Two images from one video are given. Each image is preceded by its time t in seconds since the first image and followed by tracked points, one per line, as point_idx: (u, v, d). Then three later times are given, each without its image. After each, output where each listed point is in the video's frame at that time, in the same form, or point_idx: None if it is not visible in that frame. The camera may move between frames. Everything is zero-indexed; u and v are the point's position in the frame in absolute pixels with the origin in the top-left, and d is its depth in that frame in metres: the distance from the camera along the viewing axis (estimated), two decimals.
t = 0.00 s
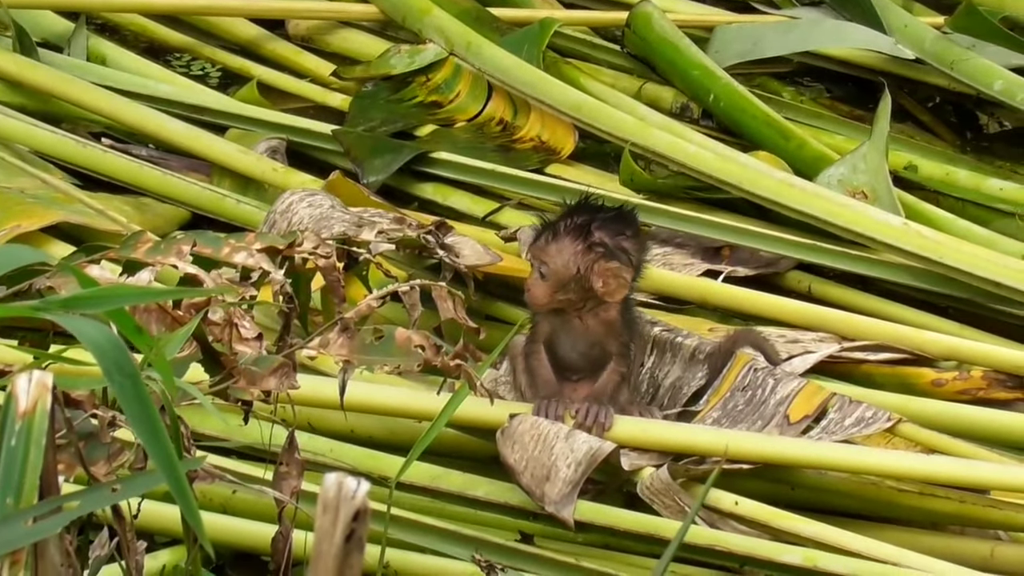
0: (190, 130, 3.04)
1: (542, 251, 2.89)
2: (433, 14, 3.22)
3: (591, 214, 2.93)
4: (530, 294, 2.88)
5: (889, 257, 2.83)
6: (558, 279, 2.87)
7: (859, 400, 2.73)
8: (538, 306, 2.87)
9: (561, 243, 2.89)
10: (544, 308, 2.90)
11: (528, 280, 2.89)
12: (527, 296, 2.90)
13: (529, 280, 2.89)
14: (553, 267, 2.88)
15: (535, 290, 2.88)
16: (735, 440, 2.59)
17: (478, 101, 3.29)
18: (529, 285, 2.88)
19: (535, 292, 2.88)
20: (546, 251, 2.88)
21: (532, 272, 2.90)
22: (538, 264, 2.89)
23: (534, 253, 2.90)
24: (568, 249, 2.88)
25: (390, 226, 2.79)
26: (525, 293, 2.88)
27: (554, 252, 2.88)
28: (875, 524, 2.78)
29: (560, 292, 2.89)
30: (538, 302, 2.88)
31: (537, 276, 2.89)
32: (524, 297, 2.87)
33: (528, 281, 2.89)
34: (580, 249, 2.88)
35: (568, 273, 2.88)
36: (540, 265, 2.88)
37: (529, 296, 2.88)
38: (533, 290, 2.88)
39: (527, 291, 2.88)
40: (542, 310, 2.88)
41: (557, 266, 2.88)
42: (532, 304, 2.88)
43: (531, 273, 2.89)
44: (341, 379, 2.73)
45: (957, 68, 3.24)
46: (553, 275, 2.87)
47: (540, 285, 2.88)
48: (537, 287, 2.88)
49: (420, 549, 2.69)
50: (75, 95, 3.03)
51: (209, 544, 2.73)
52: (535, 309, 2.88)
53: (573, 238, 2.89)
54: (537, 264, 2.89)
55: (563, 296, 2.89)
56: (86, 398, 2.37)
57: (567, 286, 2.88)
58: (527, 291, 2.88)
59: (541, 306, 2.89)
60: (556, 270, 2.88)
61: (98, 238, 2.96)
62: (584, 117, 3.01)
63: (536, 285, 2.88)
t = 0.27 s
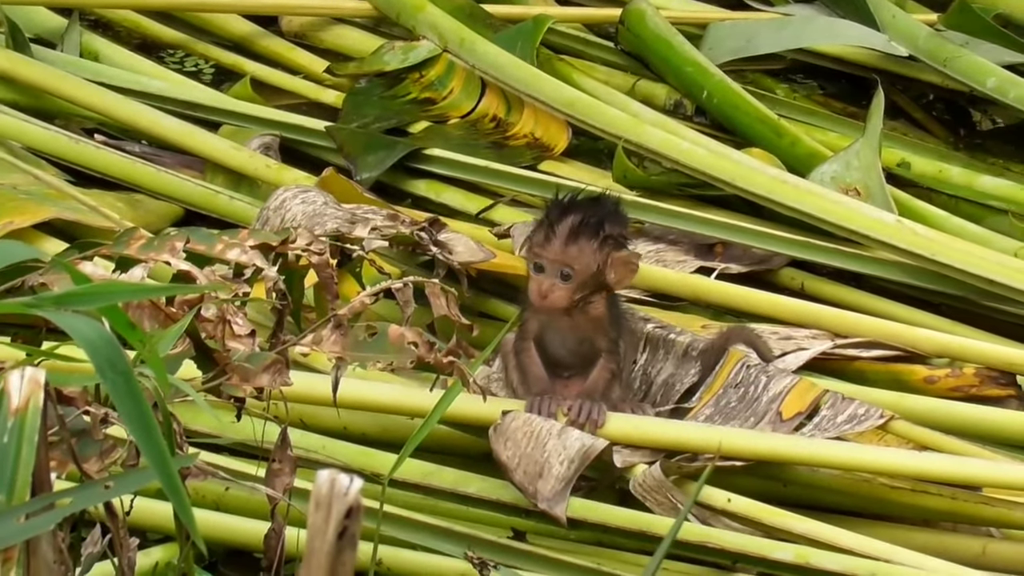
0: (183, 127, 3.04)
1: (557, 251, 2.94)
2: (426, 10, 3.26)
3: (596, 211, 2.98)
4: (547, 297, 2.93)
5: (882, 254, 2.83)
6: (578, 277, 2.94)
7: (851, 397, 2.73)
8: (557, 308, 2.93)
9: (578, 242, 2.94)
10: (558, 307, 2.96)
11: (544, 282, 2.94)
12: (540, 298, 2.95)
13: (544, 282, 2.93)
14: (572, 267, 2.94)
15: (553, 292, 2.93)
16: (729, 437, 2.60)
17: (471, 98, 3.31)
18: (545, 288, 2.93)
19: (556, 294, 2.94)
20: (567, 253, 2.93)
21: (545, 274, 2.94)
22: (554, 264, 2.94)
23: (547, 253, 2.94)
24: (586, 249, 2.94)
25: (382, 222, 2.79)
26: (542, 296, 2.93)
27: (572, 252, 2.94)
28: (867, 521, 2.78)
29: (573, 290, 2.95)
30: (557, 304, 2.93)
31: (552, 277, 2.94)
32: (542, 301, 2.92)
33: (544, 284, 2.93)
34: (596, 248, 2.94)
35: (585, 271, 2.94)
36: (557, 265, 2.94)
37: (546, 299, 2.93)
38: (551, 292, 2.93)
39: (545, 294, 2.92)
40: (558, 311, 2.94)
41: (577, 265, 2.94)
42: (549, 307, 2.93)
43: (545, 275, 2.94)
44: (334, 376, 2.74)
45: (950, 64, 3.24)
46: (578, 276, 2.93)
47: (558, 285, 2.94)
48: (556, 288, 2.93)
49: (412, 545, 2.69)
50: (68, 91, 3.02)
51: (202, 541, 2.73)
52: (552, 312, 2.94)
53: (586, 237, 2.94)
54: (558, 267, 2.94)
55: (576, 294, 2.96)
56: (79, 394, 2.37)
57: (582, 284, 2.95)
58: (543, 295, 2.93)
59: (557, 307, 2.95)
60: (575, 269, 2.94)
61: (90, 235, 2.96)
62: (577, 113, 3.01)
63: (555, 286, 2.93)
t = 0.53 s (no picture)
0: (178, 125, 3.03)
1: (565, 246, 2.96)
2: (420, 9, 3.25)
3: (597, 208, 2.98)
4: (559, 294, 2.95)
5: (877, 253, 2.83)
6: (587, 272, 2.97)
7: (846, 396, 2.73)
8: (567, 304, 2.96)
9: (585, 238, 2.96)
10: (564, 305, 2.99)
11: (553, 278, 2.96)
12: (550, 295, 2.96)
13: (553, 278, 2.95)
14: (581, 261, 2.97)
15: (564, 287, 2.96)
16: (724, 435, 2.61)
17: (466, 97, 3.31)
18: (556, 283, 2.95)
19: (566, 290, 2.96)
20: (577, 249, 2.97)
21: (553, 269, 2.96)
22: (562, 258, 2.97)
23: (555, 248, 2.96)
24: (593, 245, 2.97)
25: (377, 221, 2.79)
26: (552, 293, 2.95)
27: (580, 246, 2.96)
28: (862, 519, 2.78)
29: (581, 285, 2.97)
30: (568, 299, 2.96)
31: (561, 272, 2.96)
32: (554, 297, 2.94)
33: (554, 280, 2.95)
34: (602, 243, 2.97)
35: (593, 265, 2.97)
36: (565, 258, 2.97)
37: (556, 296, 2.95)
38: (562, 288, 2.95)
39: (556, 291, 2.94)
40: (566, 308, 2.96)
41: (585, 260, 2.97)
42: (558, 304, 2.95)
43: (554, 271, 2.96)
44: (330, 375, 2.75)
45: (945, 63, 3.24)
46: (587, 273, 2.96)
47: (567, 281, 2.96)
48: (566, 284, 2.96)
49: (407, 544, 2.69)
50: (63, 90, 3.02)
51: (198, 539, 2.73)
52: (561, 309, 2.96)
53: (592, 232, 2.96)
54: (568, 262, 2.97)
55: (583, 289, 2.98)
56: (74, 393, 2.37)
57: (589, 278, 2.97)
58: (553, 291, 2.95)
59: (566, 303, 2.97)
60: (583, 263, 2.97)
61: (85, 234, 2.96)
62: (572, 112, 3.01)
63: (565, 281, 2.96)
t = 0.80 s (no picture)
0: (172, 125, 3.03)
1: (567, 241, 3.01)
2: (414, 7, 3.24)
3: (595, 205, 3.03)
4: (560, 287, 2.99)
5: (872, 252, 2.82)
6: (587, 267, 3.00)
7: (840, 394, 2.73)
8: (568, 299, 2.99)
9: (586, 233, 3.01)
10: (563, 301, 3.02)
11: (555, 272, 3.01)
12: (551, 289, 3.01)
13: (555, 272, 3.00)
14: (583, 256, 3.01)
15: (565, 281, 3.00)
16: (719, 435, 2.61)
17: (460, 96, 3.31)
18: (558, 277, 2.99)
19: (568, 285, 3.00)
20: (577, 244, 3.01)
21: (555, 264, 3.02)
22: (565, 253, 3.01)
23: (557, 243, 3.01)
24: (593, 242, 3.01)
25: (371, 220, 2.78)
26: (554, 287, 2.99)
27: (582, 241, 3.01)
28: (856, 518, 2.78)
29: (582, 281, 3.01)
30: (569, 293, 3.00)
31: (562, 266, 3.01)
32: (555, 291, 2.99)
33: (555, 274, 3.00)
34: (603, 239, 3.02)
35: (594, 260, 3.00)
36: (567, 254, 3.02)
37: (557, 290, 2.99)
38: (563, 282, 3.00)
39: (557, 285, 2.99)
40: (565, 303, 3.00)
41: (586, 256, 3.01)
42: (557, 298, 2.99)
43: (556, 265, 3.01)
44: (323, 374, 2.74)
45: (939, 61, 3.24)
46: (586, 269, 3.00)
47: (569, 275, 3.00)
48: (568, 278, 3.00)
49: (401, 543, 2.69)
50: (57, 89, 3.02)
51: (192, 538, 2.73)
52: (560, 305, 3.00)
53: (593, 227, 3.01)
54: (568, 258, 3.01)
55: (583, 285, 3.02)
56: (69, 392, 2.37)
57: (589, 274, 3.01)
58: (555, 284, 2.99)
59: (567, 298, 3.01)
60: (585, 258, 3.01)
61: (79, 233, 2.96)
62: (567, 111, 3.01)
63: (566, 275, 3.00)
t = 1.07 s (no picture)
0: (158, 123, 2.99)
1: (559, 239, 2.91)
2: (404, 4, 3.20)
3: (587, 204, 2.93)
4: (553, 285, 2.89)
5: (869, 252, 2.78)
6: (580, 266, 2.91)
7: (837, 397, 2.70)
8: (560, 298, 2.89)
9: (578, 233, 2.91)
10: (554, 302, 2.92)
11: (547, 270, 2.90)
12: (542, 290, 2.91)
13: (548, 270, 2.90)
14: (575, 254, 2.91)
15: (557, 280, 2.90)
16: (714, 438, 2.57)
17: (451, 93, 3.27)
18: (550, 275, 2.89)
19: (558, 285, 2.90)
20: (568, 244, 2.91)
21: (547, 261, 2.91)
22: (557, 251, 2.91)
23: (549, 241, 2.91)
24: (585, 241, 2.91)
25: (361, 221, 2.74)
26: (545, 288, 2.89)
27: (575, 239, 2.91)
28: (854, 523, 2.74)
29: (574, 280, 2.91)
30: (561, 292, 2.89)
31: (555, 264, 2.91)
32: (548, 288, 2.88)
33: (548, 271, 2.90)
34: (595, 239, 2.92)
35: (587, 258, 2.90)
36: (560, 252, 2.91)
37: (549, 288, 2.89)
38: (555, 280, 2.89)
39: (550, 283, 2.88)
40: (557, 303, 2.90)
41: (578, 256, 2.91)
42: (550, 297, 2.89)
43: (548, 262, 2.90)
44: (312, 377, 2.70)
45: (937, 58, 3.18)
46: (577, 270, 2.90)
47: (561, 274, 2.90)
48: (560, 276, 2.90)
49: (391, 548, 2.64)
50: (41, 87, 2.97)
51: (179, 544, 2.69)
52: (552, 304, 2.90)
53: (586, 226, 2.91)
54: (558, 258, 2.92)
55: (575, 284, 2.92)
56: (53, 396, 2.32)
57: (582, 274, 2.91)
58: (547, 282, 2.89)
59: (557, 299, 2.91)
60: (577, 256, 2.91)
61: (63, 233, 2.91)
62: (559, 109, 2.96)
63: (559, 274, 2.90)
